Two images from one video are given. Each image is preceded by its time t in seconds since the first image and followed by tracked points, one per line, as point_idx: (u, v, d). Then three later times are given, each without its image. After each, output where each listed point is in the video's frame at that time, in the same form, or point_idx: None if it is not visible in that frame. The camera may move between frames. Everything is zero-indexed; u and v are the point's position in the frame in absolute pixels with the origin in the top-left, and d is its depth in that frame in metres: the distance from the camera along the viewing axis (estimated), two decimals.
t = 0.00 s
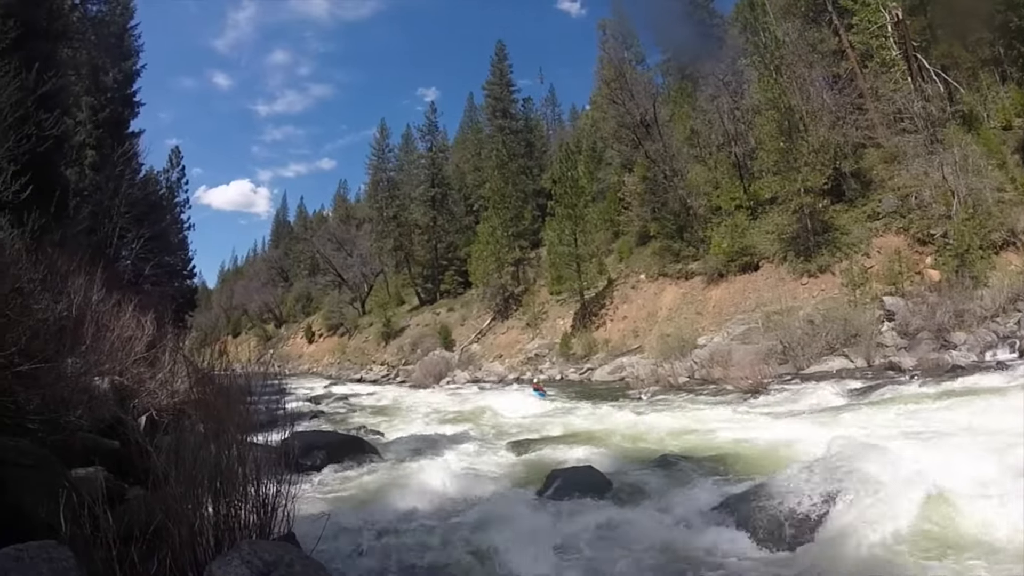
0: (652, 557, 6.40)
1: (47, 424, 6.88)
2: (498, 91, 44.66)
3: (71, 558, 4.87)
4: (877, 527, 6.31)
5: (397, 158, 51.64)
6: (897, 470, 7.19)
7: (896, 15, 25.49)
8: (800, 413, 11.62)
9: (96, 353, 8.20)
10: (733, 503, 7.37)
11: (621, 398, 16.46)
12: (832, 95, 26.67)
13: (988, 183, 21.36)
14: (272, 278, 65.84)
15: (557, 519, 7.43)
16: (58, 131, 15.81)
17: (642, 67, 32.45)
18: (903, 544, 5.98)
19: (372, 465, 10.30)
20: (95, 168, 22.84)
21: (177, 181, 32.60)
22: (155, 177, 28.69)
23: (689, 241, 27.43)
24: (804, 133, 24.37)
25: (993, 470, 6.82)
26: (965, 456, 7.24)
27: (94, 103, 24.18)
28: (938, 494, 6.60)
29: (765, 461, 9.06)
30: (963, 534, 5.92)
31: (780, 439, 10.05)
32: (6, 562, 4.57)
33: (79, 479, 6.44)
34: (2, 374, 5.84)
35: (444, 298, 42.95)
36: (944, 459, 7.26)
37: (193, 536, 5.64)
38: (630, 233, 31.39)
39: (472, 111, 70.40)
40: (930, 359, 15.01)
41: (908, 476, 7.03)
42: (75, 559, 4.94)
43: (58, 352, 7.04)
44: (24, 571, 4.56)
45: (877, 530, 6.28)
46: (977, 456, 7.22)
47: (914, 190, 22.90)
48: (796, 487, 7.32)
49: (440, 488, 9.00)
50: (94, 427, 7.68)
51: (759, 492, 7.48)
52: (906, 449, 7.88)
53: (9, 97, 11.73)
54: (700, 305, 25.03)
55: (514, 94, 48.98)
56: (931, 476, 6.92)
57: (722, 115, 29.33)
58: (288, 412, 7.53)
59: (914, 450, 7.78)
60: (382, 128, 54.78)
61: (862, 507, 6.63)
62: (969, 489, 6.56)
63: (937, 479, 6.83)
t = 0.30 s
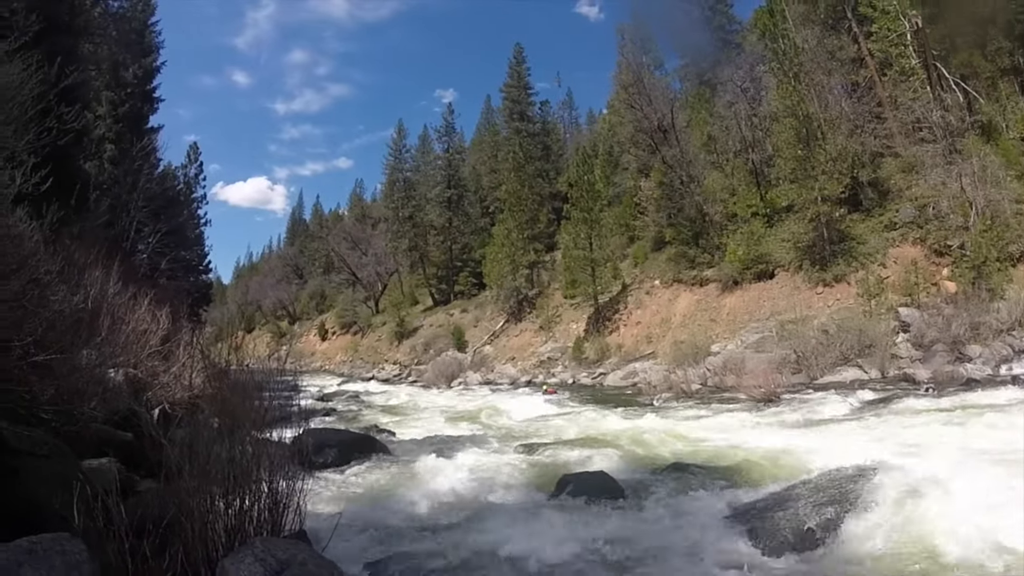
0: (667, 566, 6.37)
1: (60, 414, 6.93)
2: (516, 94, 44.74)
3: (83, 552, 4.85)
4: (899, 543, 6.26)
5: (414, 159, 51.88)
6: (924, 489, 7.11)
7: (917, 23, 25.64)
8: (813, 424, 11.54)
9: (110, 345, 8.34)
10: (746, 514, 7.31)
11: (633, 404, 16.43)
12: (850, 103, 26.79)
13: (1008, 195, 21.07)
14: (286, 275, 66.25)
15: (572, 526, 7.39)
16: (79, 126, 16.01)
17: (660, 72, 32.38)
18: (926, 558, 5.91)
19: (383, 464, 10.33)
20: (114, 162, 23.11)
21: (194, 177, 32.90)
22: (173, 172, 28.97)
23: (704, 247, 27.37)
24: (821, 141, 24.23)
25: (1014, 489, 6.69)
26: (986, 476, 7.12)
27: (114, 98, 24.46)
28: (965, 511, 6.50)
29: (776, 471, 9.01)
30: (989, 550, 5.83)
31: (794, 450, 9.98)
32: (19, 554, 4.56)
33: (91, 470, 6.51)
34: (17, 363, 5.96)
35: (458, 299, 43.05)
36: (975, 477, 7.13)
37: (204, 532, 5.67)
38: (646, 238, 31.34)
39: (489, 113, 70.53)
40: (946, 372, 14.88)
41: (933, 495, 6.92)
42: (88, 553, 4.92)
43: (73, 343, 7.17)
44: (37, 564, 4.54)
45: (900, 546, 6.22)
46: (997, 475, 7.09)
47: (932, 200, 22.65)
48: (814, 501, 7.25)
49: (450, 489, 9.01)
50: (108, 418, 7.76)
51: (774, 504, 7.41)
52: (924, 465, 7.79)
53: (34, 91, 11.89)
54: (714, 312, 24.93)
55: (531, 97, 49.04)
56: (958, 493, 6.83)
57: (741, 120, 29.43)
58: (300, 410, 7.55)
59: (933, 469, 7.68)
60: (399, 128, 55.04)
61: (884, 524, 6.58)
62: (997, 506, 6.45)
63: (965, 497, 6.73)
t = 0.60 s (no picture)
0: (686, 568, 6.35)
1: (78, 413, 7.02)
2: (528, 94, 44.78)
3: (103, 552, 4.90)
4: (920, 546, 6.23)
5: (427, 159, 52.05)
6: (942, 487, 7.06)
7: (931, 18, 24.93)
8: (828, 425, 11.51)
9: (128, 346, 8.40)
10: (763, 514, 7.32)
11: (648, 404, 16.42)
12: (863, 101, 26.67)
13: None
14: (301, 275, 66.67)
15: (590, 527, 7.35)
16: (94, 127, 16.17)
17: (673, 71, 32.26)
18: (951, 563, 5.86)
19: (398, 463, 10.41)
20: (129, 164, 23.32)
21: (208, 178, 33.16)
22: (187, 173, 29.21)
23: (718, 247, 27.32)
24: (836, 139, 24.07)
25: None
26: (1008, 478, 7.03)
27: (129, 100, 24.72)
28: (990, 513, 6.44)
29: (791, 472, 9.01)
30: (1019, 556, 5.74)
31: (811, 451, 9.92)
32: (39, 554, 4.63)
33: (110, 470, 6.57)
34: (34, 364, 5.95)
35: (471, 299, 43.17)
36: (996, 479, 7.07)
37: (224, 532, 5.73)
38: (660, 238, 31.27)
39: (502, 113, 70.60)
40: (962, 372, 14.75)
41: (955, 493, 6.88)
42: (107, 553, 4.98)
43: (90, 344, 7.18)
44: (58, 564, 4.59)
45: (918, 548, 6.21)
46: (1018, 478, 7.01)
47: (947, 198, 22.36)
48: (831, 499, 7.19)
49: (465, 489, 9.08)
50: (126, 418, 7.84)
51: (791, 504, 7.37)
52: (945, 466, 7.71)
53: (51, 94, 12.02)
54: (728, 312, 24.84)
55: (544, 97, 49.06)
56: (981, 495, 6.76)
57: (754, 119, 29.18)
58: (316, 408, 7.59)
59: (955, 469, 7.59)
60: (412, 129, 55.22)
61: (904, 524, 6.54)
62: None
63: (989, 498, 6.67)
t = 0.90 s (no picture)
0: (704, 568, 6.33)
1: (94, 412, 7.08)
2: (539, 93, 44.77)
3: (122, 552, 4.95)
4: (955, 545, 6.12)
5: (439, 159, 52.17)
6: (961, 476, 6.97)
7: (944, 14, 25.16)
8: (843, 424, 11.45)
9: (143, 345, 8.46)
10: (780, 515, 7.28)
11: (662, 403, 16.38)
12: (877, 99, 26.52)
13: None
14: (314, 275, 67.05)
15: (608, 529, 7.29)
16: (107, 128, 16.29)
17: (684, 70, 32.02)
18: (980, 565, 5.78)
19: (413, 462, 10.46)
20: (141, 165, 23.49)
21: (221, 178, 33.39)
22: (200, 174, 29.42)
23: (731, 245, 27.21)
24: (850, 137, 23.89)
25: None
26: None
27: (142, 102, 24.96)
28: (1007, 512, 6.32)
29: (807, 473, 8.97)
30: None
31: (825, 452, 9.86)
32: (58, 553, 4.67)
33: (127, 468, 6.63)
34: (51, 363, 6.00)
35: (484, 298, 43.26)
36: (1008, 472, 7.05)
37: (243, 531, 5.77)
38: (672, 237, 31.19)
39: (514, 112, 70.67)
40: (977, 372, 14.58)
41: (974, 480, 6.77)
42: (126, 552, 5.02)
43: (106, 343, 7.25)
44: (77, 564, 4.64)
45: (932, 549, 6.10)
46: None
47: (961, 196, 22.06)
48: (848, 497, 7.08)
49: (480, 488, 9.11)
50: (142, 417, 7.90)
51: (809, 504, 7.28)
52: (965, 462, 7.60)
53: (65, 95, 12.12)
54: (742, 311, 24.72)
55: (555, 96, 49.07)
56: (999, 488, 6.62)
57: (767, 117, 29.07)
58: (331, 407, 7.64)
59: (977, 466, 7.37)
60: (424, 128, 55.37)
61: (926, 518, 6.45)
62: None
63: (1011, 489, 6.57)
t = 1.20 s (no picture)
0: (711, 567, 6.32)
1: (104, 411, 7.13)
2: (546, 90, 44.75)
3: (134, 550, 4.98)
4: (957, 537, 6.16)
5: (445, 157, 52.23)
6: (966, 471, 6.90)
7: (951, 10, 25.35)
8: (852, 422, 11.41)
9: (153, 344, 8.53)
10: (791, 514, 7.25)
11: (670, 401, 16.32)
12: (886, 95, 26.37)
13: None
14: (322, 273, 67.29)
15: (615, 527, 7.30)
16: (115, 128, 16.38)
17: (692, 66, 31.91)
18: (993, 561, 5.75)
19: (422, 460, 10.49)
20: (149, 165, 23.61)
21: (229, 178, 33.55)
22: (208, 173, 29.55)
23: (738, 242, 27.14)
24: (858, 133, 23.76)
25: None
26: None
27: (149, 102, 25.07)
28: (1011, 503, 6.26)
29: (816, 471, 8.95)
30: None
31: (833, 450, 9.84)
32: (69, 552, 4.71)
33: (137, 466, 6.68)
34: (61, 362, 6.03)
35: (491, 296, 43.33)
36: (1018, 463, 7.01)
37: (255, 528, 5.81)
38: (680, 234, 31.16)
39: (521, 110, 70.68)
40: (987, 370, 14.46)
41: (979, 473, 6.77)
42: (138, 551, 5.05)
43: (115, 342, 7.29)
44: (88, 563, 4.66)
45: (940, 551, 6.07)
46: None
47: (970, 193, 21.85)
48: (858, 496, 7.04)
49: (488, 486, 9.12)
50: (151, 416, 7.95)
51: (820, 503, 7.24)
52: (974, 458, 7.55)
53: (73, 95, 12.18)
54: (750, 309, 24.65)
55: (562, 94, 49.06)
56: (1003, 481, 6.55)
57: (774, 114, 28.93)
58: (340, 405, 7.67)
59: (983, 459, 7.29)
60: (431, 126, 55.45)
61: (937, 513, 6.42)
62: None
63: (1018, 478, 6.53)
